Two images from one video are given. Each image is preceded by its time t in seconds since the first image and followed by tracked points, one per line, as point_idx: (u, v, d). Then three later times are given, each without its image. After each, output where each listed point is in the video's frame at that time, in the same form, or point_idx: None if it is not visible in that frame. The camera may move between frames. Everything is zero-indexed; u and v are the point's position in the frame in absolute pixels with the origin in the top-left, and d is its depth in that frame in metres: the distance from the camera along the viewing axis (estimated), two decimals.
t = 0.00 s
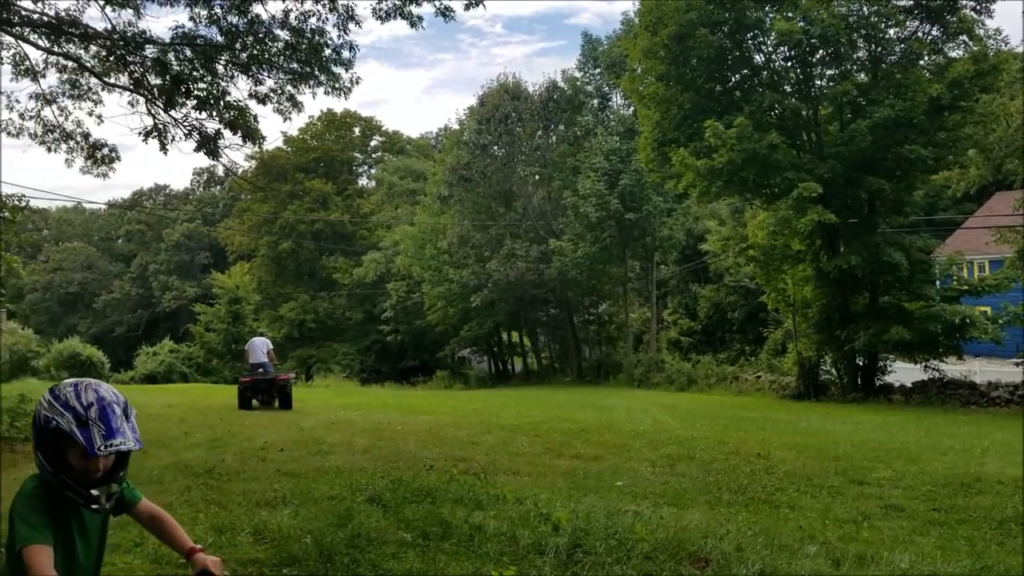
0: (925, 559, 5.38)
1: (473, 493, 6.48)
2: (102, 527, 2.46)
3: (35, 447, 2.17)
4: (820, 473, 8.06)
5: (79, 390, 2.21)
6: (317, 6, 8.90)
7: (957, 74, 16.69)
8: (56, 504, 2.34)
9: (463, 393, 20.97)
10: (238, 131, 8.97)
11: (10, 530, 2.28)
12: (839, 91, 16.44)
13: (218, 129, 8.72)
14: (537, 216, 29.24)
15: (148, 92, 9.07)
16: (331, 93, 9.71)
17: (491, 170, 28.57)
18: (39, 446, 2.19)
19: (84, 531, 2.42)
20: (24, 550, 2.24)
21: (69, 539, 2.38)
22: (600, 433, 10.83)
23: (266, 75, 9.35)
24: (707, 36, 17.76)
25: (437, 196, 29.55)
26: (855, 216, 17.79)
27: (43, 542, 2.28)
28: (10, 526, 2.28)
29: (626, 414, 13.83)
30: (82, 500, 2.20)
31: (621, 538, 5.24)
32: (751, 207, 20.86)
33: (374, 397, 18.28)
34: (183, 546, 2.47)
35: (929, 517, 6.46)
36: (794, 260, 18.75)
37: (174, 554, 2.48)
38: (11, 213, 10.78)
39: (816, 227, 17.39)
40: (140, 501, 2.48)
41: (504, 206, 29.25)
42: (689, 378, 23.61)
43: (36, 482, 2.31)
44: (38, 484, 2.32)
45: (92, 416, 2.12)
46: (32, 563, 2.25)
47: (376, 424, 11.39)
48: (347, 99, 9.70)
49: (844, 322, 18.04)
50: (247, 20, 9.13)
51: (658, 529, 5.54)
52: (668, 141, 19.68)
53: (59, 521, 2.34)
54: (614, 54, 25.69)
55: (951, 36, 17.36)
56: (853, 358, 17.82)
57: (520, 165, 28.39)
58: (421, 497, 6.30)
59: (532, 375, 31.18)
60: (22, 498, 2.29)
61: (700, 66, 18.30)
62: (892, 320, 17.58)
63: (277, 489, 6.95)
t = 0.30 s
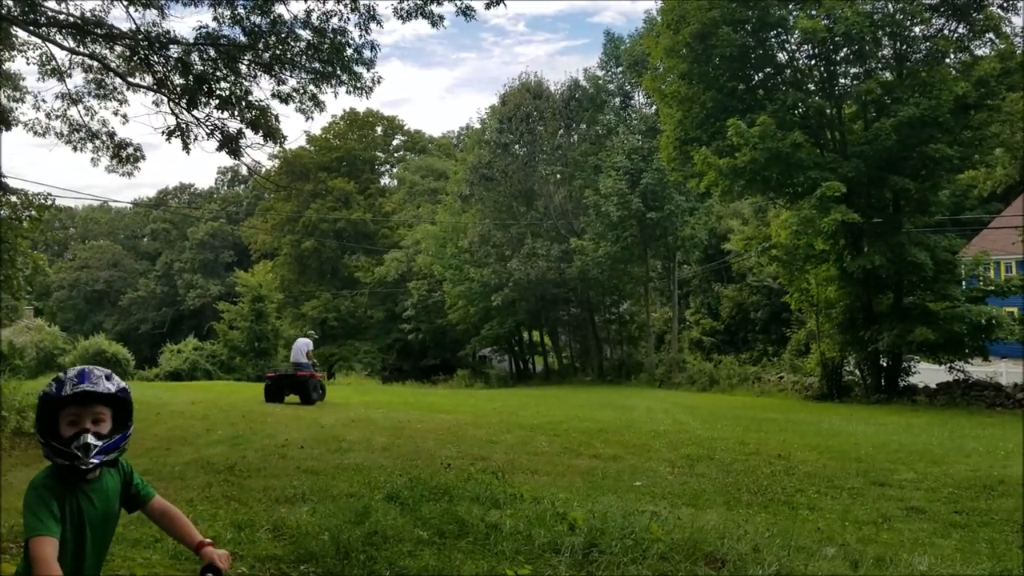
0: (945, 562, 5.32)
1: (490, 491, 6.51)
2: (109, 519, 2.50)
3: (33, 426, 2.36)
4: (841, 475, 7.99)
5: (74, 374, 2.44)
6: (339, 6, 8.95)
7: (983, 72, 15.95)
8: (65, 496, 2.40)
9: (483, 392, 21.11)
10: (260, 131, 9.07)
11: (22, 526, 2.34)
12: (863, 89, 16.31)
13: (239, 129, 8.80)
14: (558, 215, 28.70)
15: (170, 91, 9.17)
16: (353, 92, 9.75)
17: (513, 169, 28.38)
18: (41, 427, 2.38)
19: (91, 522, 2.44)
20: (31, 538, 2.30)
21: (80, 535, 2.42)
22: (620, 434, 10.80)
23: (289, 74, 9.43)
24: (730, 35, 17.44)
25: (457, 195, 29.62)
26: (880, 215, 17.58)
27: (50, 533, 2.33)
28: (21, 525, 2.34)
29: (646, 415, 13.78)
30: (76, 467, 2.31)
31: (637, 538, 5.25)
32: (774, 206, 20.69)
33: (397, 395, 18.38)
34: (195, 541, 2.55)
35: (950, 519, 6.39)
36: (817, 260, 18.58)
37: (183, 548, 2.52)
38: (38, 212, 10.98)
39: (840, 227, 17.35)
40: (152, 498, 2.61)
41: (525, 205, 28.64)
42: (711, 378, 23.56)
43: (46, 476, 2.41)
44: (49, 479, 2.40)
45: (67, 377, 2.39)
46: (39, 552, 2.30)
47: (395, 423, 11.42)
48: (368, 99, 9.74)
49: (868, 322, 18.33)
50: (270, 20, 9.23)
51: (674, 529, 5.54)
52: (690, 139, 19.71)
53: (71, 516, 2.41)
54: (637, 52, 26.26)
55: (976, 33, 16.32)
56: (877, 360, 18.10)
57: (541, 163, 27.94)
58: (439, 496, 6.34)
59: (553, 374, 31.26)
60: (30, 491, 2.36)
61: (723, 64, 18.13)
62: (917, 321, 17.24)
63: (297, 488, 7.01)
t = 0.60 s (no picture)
0: (962, 567, 5.27)
1: (506, 492, 6.52)
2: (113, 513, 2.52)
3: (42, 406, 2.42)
4: (859, 479, 7.93)
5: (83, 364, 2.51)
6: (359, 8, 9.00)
7: (1007, 74, 13.65)
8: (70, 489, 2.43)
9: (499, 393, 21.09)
10: (279, 132, 9.14)
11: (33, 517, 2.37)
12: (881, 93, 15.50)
13: (259, 130, 8.87)
14: (576, 217, 28.70)
15: (191, 91, 9.25)
16: (371, 94, 9.79)
17: (530, 171, 28.43)
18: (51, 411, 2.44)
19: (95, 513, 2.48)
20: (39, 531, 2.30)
21: (88, 528, 2.47)
22: (636, 436, 10.76)
23: (308, 76, 9.48)
24: (749, 36, 17.01)
25: (476, 197, 29.74)
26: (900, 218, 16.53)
27: (58, 527, 2.34)
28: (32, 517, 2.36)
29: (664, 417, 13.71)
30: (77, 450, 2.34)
31: (652, 541, 5.24)
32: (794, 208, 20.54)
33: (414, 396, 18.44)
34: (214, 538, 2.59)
35: (969, 524, 6.32)
36: (836, 263, 18.41)
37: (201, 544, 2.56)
38: (61, 212, 11.16)
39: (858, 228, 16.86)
40: (169, 497, 2.67)
41: (543, 207, 28.78)
42: (729, 381, 23.46)
43: (56, 470, 2.45)
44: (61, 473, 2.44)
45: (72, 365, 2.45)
46: (50, 545, 2.31)
47: (412, 423, 11.45)
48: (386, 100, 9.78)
49: (887, 326, 17.59)
50: (290, 22, 9.28)
51: (690, 532, 5.53)
52: (708, 141, 20.40)
53: (77, 509, 2.44)
54: (655, 55, 25.40)
55: (1001, 34, 14.24)
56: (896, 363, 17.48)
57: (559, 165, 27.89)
58: (455, 496, 6.35)
59: (570, 377, 31.22)
60: (40, 488, 2.39)
61: (742, 66, 18.02)
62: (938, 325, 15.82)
63: (313, 487, 7.05)
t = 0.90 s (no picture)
0: (978, 571, 5.23)
1: (518, 492, 6.53)
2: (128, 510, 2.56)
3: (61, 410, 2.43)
4: (874, 482, 7.90)
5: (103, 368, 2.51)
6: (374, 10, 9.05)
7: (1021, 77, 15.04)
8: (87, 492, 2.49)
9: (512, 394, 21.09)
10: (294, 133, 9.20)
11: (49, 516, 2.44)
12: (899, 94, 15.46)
13: (274, 131, 8.93)
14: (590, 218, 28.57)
15: (207, 93, 9.33)
16: (386, 95, 9.84)
17: (544, 172, 28.76)
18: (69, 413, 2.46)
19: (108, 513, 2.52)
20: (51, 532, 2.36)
21: (101, 529, 2.52)
22: (649, 438, 10.74)
23: (323, 77, 9.52)
24: (763, 38, 17.12)
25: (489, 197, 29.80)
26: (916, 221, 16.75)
27: (69, 526, 2.39)
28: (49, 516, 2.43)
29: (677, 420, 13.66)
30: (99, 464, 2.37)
31: (665, 542, 5.25)
32: (808, 210, 20.42)
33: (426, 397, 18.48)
34: (227, 533, 2.61)
35: (985, 528, 6.30)
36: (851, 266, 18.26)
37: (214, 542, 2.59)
38: (77, 212, 11.22)
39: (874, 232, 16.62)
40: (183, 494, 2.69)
41: (557, 208, 28.86)
42: (744, 383, 23.38)
43: (72, 469, 2.50)
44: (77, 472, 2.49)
45: (99, 373, 2.45)
46: (58, 544, 2.35)
47: (426, 424, 11.44)
48: (401, 102, 9.82)
49: (903, 328, 17.70)
50: (305, 23, 9.32)
51: (703, 533, 5.52)
52: (723, 143, 19.63)
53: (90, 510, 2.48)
54: (668, 56, 25.53)
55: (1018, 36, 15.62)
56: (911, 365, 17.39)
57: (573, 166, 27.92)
58: (467, 497, 6.37)
59: (583, 378, 31.19)
60: (56, 485, 2.45)
61: (756, 67, 17.89)
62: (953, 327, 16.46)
63: (327, 488, 7.08)
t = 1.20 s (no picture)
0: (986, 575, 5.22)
1: (524, 495, 6.53)
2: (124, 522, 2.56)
3: (74, 429, 2.25)
4: (881, 486, 7.87)
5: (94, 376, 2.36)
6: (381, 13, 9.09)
7: None
8: (85, 504, 2.48)
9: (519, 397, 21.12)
10: (301, 135, 9.22)
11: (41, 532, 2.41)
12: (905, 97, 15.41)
13: (282, 133, 8.95)
14: (596, 221, 28.83)
15: (214, 95, 9.37)
16: (393, 98, 9.87)
17: (550, 175, 28.50)
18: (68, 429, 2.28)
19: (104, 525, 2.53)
20: (36, 551, 2.30)
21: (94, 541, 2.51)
22: (654, 441, 10.73)
23: (330, 80, 9.55)
24: (770, 40, 17.19)
25: (495, 200, 29.86)
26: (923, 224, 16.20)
27: (56, 545, 2.33)
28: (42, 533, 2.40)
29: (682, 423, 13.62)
30: (141, 483, 2.37)
31: (672, 544, 5.25)
32: (815, 213, 20.39)
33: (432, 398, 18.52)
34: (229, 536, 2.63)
35: (992, 531, 6.28)
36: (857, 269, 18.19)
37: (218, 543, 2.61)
38: (85, 215, 11.36)
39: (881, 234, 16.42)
40: (181, 499, 2.71)
41: (563, 211, 28.94)
42: (749, 387, 23.37)
43: (67, 482, 2.48)
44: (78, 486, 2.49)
45: (142, 397, 2.31)
46: (41, 561, 2.28)
47: (431, 427, 11.43)
48: (408, 104, 9.84)
49: (910, 332, 17.35)
50: (313, 26, 9.36)
51: (710, 536, 5.52)
52: (729, 145, 19.82)
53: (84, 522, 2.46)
54: (675, 58, 25.63)
55: None
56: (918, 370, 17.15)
57: (579, 169, 28.04)
58: (473, 499, 6.36)
59: (589, 381, 31.20)
60: (49, 499, 2.41)
61: (763, 70, 17.90)
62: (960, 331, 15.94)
63: (333, 489, 7.08)
